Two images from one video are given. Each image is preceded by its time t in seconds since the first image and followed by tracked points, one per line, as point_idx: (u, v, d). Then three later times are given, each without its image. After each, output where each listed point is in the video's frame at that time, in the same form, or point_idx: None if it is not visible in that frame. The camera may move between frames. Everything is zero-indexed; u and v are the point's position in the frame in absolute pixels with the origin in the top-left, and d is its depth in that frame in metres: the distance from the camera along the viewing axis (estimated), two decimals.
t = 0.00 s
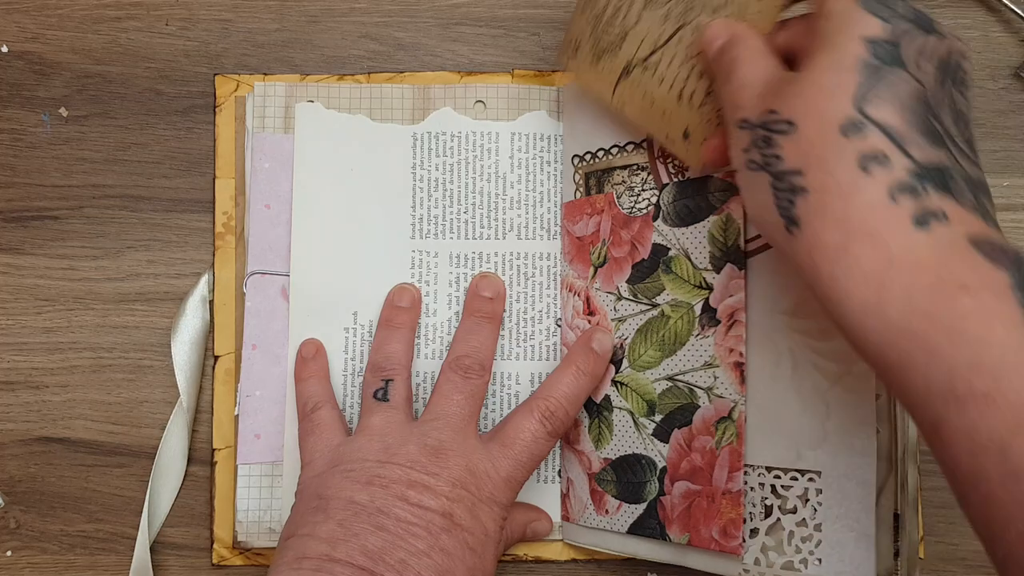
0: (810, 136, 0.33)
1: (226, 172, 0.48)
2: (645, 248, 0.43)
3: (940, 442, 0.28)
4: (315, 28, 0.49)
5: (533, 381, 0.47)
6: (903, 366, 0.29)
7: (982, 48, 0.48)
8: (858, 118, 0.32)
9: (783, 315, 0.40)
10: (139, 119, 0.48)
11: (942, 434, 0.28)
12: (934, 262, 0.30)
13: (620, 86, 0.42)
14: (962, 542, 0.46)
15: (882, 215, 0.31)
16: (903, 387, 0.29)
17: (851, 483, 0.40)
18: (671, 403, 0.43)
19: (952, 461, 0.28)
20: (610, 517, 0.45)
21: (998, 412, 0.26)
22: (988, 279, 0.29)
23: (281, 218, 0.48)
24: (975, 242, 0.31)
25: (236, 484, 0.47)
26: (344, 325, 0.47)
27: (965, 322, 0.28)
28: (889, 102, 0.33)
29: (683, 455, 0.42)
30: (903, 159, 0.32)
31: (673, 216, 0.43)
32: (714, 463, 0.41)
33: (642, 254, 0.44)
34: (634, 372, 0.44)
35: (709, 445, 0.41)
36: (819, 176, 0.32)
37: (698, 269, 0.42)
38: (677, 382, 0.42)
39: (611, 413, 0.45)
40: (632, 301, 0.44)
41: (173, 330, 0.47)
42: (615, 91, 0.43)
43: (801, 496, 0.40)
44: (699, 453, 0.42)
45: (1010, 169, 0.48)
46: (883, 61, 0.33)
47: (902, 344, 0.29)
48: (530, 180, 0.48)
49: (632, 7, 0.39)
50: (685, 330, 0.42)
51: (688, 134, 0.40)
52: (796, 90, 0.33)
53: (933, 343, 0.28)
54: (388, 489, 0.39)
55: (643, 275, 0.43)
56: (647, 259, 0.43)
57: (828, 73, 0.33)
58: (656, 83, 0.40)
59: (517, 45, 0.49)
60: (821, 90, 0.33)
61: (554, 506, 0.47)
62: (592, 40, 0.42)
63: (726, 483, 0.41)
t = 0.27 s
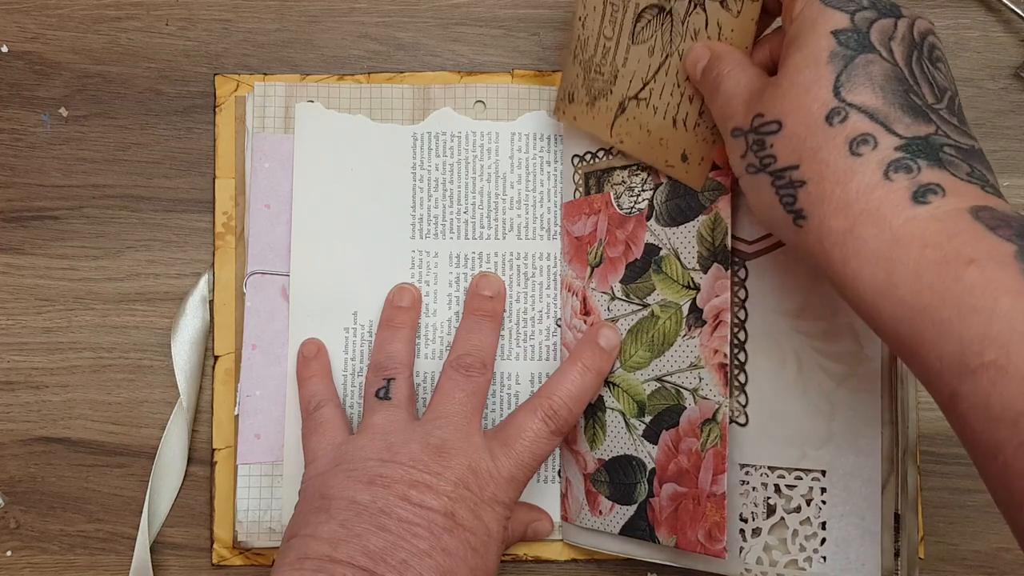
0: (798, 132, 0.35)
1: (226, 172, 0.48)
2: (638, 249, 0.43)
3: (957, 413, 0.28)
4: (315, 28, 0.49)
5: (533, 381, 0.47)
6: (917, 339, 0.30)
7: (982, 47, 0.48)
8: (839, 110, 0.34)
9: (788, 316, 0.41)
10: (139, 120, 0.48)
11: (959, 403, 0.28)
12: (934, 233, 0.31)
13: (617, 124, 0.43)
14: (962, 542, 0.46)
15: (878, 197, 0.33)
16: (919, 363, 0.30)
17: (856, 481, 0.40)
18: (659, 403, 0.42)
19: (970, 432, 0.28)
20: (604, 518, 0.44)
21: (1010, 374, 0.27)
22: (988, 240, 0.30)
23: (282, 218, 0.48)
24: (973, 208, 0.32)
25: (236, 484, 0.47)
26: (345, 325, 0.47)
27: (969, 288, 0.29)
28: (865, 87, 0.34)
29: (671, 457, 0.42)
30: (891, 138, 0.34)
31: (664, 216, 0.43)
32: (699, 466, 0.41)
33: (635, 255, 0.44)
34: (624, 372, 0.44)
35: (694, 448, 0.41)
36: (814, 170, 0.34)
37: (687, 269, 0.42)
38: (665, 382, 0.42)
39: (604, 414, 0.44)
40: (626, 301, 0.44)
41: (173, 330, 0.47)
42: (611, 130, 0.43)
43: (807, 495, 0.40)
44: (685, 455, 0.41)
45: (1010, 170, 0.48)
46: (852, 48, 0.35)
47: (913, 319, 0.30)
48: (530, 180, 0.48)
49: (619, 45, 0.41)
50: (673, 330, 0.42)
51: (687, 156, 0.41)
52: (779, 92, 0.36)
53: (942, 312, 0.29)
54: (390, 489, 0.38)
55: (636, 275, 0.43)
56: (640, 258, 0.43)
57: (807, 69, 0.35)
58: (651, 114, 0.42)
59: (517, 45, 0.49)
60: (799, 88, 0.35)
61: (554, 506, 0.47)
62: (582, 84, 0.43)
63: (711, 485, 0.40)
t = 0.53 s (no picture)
0: (810, 138, 0.35)
1: (226, 171, 0.48)
2: (643, 247, 0.43)
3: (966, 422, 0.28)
4: (315, 28, 0.49)
5: (533, 381, 0.47)
6: (926, 349, 0.30)
7: (982, 47, 0.48)
8: (853, 116, 0.34)
9: (790, 315, 0.41)
10: (139, 120, 0.48)
11: (968, 413, 0.28)
12: (944, 242, 0.31)
13: (633, 104, 0.43)
14: (962, 542, 0.46)
15: (889, 206, 0.33)
16: (928, 371, 0.30)
17: (857, 481, 0.40)
18: (665, 404, 0.42)
19: (978, 440, 0.28)
20: (606, 518, 0.44)
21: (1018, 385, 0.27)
22: (998, 250, 0.30)
23: (282, 218, 0.48)
24: (984, 217, 0.32)
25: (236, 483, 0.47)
26: (345, 325, 0.47)
27: (978, 298, 0.29)
28: (879, 94, 0.34)
29: (676, 456, 0.42)
30: (904, 146, 0.33)
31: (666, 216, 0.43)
32: (706, 465, 0.41)
33: (639, 254, 0.44)
34: (628, 372, 0.44)
35: (701, 447, 0.41)
36: (826, 177, 0.34)
37: (693, 269, 0.42)
38: (670, 383, 0.42)
39: (608, 414, 0.44)
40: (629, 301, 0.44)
41: (173, 330, 0.47)
42: (625, 109, 0.44)
43: (806, 495, 0.40)
44: (692, 454, 0.41)
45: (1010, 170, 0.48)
46: (866, 54, 0.34)
47: (923, 328, 0.30)
48: (530, 180, 0.48)
49: (641, 24, 0.42)
50: (679, 330, 0.42)
51: (699, 143, 0.41)
52: (794, 95, 0.35)
53: (951, 322, 0.29)
54: (392, 488, 0.38)
55: (640, 276, 0.43)
56: (644, 258, 0.43)
57: (821, 73, 0.35)
58: (667, 97, 0.42)
59: (517, 45, 0.49)
60: (812, 92, 0.35)
61: (554, 506, 0.47)
62: (601, 60, 0.44)
63: (717, 485, 0.40)
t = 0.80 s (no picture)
0: (816, 135, 0.35)
1: (226, 171, 0.48)
2: (643, 247, 0.43)
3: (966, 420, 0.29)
4: (315, 28, 0.49)
5: (533, 381, 0.47)
6: (928, 347, 0.30)
7: (981, 48, 0.48)
8: (860, 115, 0.34)
9: (790, 315, 0.41)
10: (139, 120, 0.48)
11: (967, 412, 0.28)
12: (947, 241, 0.31)
13: (637, 95, 0.43)
14: (962, 542, 0.46)
15: (893, 205, 0.33)
16: (929, 368, 0.30)
17: (857, 481, 0.40)
18: (666, 403, 0.42)
19: (977, 438, 0.28)
20: (607, 518, 0.44)
21: (1018, 384, 0.27)
22: (1000, 250, 0.30)
23: (282, 218, 0.48)
24: (987, 217, 0.32)
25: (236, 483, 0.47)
26: (345, 325, 0.47)
27: (980, 297, 0.29)
28: (886, 93, 0.34)
29: (678, 456, 0.42)
30: (909, 146, 0.34)
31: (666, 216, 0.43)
32: (708, 464, 0.41)
33: (640, 254, 0.44)
34: (629, 372, 0.44)
35: (703, 446, 0.41)
36: (830, 175, 0.34)
37: (694, 269, 0.42)
38: (671, 382, 0.42)
39: (609, 414, 0.44)
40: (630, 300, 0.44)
41: (173, 330, 0.47)
42: (629, 100, 0.44)
43: (806, 495, 0.41)
44: (694, 454, 0.41)
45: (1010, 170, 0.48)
46: (875, 53, 0.34)
47: (925, 327, 0.30)
48: (530, 180, 0.48)
49: (649, 16, 0.42)
50: (680, 330, 0.42)
51: (700, 136, 0.42)
52: (801, 93, 0.35)
53: (951, 321, 0.29)
54: (393, 487, 0.38)
55: (640, 276, 0.43)
56: (644, 258, 0.43)
57: (828, 71, 0.35)
58: (671, 88, 0.42)
59: (518, 45, 0.49)
60: (818, 91, 0.35)
61: (555, 506, 0.47)
62: (607, 49, 0.44)
63: (720, 484, 0.40)
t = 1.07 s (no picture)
0: (815, 139, 0.35)
1: (226, 171, 0.48)
2: (644, 247, 0.43)
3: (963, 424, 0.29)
4: (315, 28, 0.49)
5: (533, 381, 0.47)
6: (925, 352, 0.30)
7: (982, 48, 0.48)
8: (858, 119, 0.34)
9: (790, 316, 0.41)
10: (139, 120, 0.48)
11: (965, 416, 0.29)
12: (944, 246, 0.31)
13: (641, 88, 0.44)
14: (962, 542, 0.46)
15: (890, 210, 0.33)
16: (926, 372, 0.30)
17: (857, 481, 0.40)
18: (668, 403, 0.42)
19: (974, 442, 0.28)
20: (607, 517, 0.44)
21: (1015, 388, 0.27)
22: (998, 254, 0.30)
23: (282, 218, 0.48)
24: (984, 221, 0.31)
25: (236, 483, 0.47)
26: (345, 325, 0.47)
27: (977, 302, 0.29)
28: (885, 97, 0.34)
29: (680, 456, 0.42)
30: (907, 152, 0.33)
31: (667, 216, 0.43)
32: (710, 464, 0.41)
33: (640, 254, 0.44)
34: (630, 372, 0.44)
35: (704, 446, 0.41)
36: (829, 179, 0.34)
37: (695, 269, 0.41)
38: (672, 383, 0.42)
39: (609, 414, 0.45)
40: (631, 300, 0.44)
41: (173, 330, 0.47)
42: (633, 94, 0.44)
43: (806, 495, 0.41)
44: (695, 454, 0.41)
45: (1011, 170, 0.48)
46: (874, 57, 0.34)
47: (922, 332, 0.30)
48: (530, 180, 0.48)
49: (654, 13, 0.43)
50: (682, 330, 0.42)
51: (702, 133, 0.41)
52: (801, 96, 0.35)
53: (948, 326, 0.29)
54: (393, 487, 0.38)
55: (641, 276, 0.43)
56: (645, 259, 0.43)
57: (828, 74, 0.34)
58: (675, 84, 0.42)
59: (518, 45, 0.49)
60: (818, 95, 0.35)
61: (554, 506, 0.47)
62: (613, 41, 0.45)
63: (721, 484, 0.40)
